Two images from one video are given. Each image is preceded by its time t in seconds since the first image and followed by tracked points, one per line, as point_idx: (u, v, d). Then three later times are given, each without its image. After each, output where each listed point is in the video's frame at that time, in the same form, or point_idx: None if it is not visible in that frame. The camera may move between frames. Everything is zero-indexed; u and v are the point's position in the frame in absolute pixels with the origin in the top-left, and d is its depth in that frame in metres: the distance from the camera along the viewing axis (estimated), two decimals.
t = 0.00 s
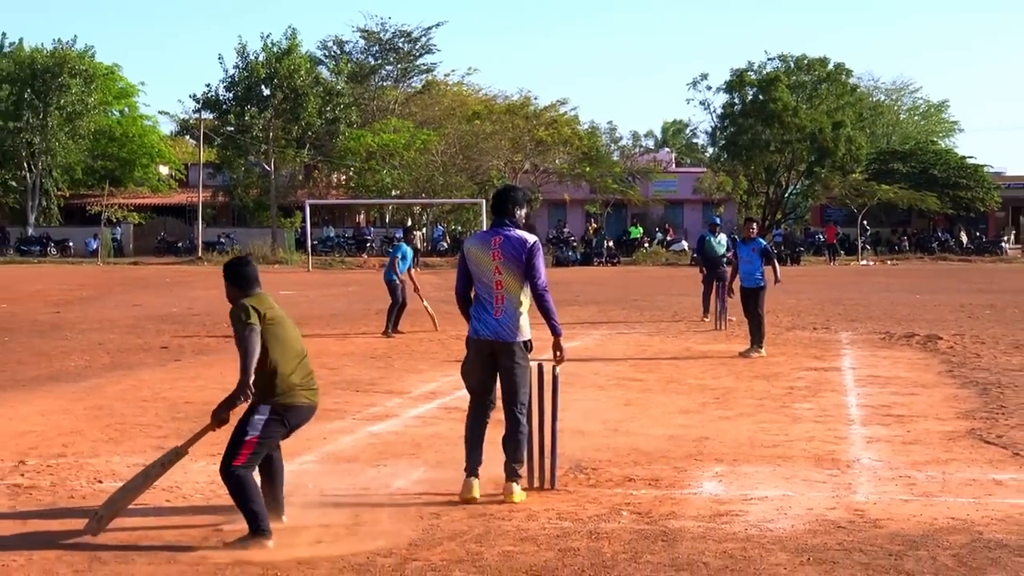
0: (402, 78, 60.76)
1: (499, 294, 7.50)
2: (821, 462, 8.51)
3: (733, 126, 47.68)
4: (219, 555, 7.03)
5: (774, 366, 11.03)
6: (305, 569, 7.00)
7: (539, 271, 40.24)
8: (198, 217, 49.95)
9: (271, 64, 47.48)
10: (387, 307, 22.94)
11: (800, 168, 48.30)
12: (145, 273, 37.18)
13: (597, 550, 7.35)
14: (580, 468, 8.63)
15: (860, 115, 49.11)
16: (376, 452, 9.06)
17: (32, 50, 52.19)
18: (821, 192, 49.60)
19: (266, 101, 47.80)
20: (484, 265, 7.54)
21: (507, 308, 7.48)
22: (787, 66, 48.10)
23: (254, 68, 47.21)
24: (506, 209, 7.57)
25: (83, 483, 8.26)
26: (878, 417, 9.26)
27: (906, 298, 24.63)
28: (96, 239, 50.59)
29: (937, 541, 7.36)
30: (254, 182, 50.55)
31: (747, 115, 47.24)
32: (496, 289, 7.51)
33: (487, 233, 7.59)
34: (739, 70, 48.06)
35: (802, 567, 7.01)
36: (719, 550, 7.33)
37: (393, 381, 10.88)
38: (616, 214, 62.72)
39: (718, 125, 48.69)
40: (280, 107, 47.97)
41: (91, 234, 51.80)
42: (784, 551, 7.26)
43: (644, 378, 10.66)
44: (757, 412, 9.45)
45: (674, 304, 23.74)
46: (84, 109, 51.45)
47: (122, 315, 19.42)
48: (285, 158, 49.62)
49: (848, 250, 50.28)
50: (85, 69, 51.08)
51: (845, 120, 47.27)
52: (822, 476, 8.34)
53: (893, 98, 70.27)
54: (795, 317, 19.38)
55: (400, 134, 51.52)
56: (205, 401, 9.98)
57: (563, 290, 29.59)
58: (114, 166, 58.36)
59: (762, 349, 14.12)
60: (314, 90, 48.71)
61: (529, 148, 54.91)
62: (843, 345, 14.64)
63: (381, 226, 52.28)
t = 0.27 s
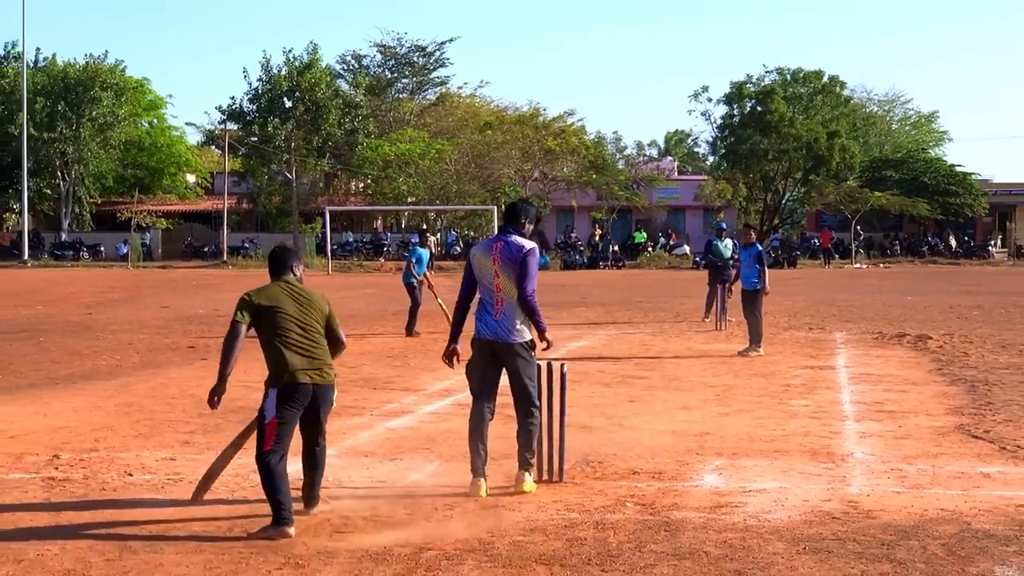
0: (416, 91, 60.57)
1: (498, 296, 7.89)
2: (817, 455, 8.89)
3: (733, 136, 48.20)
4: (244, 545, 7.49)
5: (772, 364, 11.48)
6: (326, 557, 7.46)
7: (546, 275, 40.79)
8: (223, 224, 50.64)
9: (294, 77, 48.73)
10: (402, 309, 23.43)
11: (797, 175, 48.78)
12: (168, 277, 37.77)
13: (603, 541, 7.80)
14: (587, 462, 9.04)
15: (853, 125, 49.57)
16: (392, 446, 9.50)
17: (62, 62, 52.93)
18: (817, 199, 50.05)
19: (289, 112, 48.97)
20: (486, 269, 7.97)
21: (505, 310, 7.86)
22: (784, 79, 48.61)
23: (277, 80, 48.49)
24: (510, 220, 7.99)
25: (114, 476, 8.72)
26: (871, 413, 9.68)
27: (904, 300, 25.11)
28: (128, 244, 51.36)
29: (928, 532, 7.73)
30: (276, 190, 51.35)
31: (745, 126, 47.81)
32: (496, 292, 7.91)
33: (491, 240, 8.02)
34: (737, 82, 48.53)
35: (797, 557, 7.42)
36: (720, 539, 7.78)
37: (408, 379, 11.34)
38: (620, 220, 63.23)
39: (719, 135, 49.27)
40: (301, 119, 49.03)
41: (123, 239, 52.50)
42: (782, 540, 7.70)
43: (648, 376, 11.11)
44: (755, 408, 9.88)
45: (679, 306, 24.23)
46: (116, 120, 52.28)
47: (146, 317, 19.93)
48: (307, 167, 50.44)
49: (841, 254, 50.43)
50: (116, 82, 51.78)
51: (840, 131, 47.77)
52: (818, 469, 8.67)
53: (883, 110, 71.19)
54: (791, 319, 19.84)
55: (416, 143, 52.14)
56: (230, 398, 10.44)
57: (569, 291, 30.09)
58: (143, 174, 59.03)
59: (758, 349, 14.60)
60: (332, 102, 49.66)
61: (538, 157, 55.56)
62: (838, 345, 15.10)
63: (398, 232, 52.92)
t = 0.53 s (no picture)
0: (424, 99, 60.48)
1: (512, 301, 7.94)
2: (823, 461, 8.93)
3: (739, 143, 48.22)
4: (254, 550, 7.57)
5: (778, 370, 11.53)
6: (335, 563, 7.53)
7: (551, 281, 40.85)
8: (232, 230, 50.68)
9: (302, 85, 48.74)
10: (410, 315, 23.49)
11: (802, 182, 48.78)
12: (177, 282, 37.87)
13: (611, 546, 7.86)
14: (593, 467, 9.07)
15: (861, 132, 49.43)
16: (402, 451, 9.55)
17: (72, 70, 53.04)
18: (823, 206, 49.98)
19: (297, 120, 48.92)
20: (502, 275, 8.03)
21: (517, 316, 7.90)
22: (790, 86, 48.51)
23: (286, 88, 48.48)
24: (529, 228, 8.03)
25: (125, 481, 8.78)
26: (877, 419, 9.73)
27: (908, 306, 25.17)
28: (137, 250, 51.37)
29: (934, 537, 7.78)
30: (285, 199, 50.82)
31: (751, 133, 47.83)
32: (509, 298, 7.96)
33: (509, 247, 8.07)
34: (744, 89, 48.50)
35: (805, 562, 7.48)
36: (727, 545, 7.83)
37: (416, 385, 11.40)
38: (627, 226, 63.23)
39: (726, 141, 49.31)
40: (309, 126, 49.03)
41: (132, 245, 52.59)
42: (788, 546, 7.74)
43: (655, 382, 11.17)
44: (761, 414, 9.94)
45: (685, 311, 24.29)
46: (126, 127, 52.35)
47: (155, 322, 20.00)
48: (315, 175, 50.39)
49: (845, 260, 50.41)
50: (127, 90, 51.88)
51: (846, 137, 47.65)
52: (824, 474, 8.71)
53: (887, 117, 71.27)
54: (798, 324, 19.88)
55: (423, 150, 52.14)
56: (239, 404, 10.49)
57: (574, 297, 30.13)
58: (153, 182, 59.06)
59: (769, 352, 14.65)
60: (342, 109, 49.78)
61: (546, 165, 56.32)
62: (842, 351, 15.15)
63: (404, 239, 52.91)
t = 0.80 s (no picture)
0: (429, 104, 61.54)
1: (541, 308, 7.96)
2: (828, 467, 8.91)
3: (742, 149, 48.17)
4: (258, 557, 7.57)
5: (782, 376, 11.53)
6: (338, 569, 7.53)
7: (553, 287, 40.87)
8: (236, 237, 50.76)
9: (306, 92, 49.10)
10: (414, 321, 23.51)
11: (807, 188, 48.77)
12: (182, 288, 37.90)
13: (615, 551, 7.87)
14: (598, 473, 9.04)
15: (865, 137, 49.35)
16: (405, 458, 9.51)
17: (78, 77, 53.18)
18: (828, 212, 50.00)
19: (300, 126, 49.18)
20: (532, 281, 8.04)
21: (546, 323, 7.92)
22: (794, 92, 48.50)
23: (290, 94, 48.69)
24: (558, 231, 8.03)
25: (129, 488, 8.78)
26: (881, 425, 9.72)
27: (912, 312, 25.16)
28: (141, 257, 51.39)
29: (938, 544, 7.77)
30: (289, 204, 51.60)
31: (754, 139, 47.75)
32: (539, 305, 7.98)
33: (539, 251, 8.07)
34: (748, 95, 48.59)
35: (809, 568, 7.47)
36: (731, 551, 7.82)
37: (420, 390, 11.39)
38: (631, 232, 63.36)
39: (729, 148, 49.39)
40: (313, 132, 49.20)
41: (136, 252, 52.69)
42: (792, 552, 7.73)
43: (660, 388, 11.16)
44: (766, 420, 9.93)
45: (689, 317, 24.30)
46: (130, 134, 52.39)
47: (159, 329, 20.01)
48: (320, 181, 50.41)
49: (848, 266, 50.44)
50: (132, 96, 51.94)
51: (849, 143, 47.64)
52: (828, 481, 8.70)
53: (891, 123, 71.31)
54: (803, 330, 19.88)
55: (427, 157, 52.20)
56: (243, 410, 10.49)
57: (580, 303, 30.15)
58: (157, 189, 59.14)
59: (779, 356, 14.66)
60: (346, 116, 49.98)
61: (550, 170, 54.23)
62: (847, 357, 15.14)
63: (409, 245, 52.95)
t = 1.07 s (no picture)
0: (428, 105, 61.32)
1: (559, 309, 8.08)
2: (827, 467, 8.91)
3: (743, 150, 48.18)
4: (256, 559, 7.59)
5: (781, 377, 11.53)
6: (337, 569, 7.53)
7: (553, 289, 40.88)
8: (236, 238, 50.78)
9: (306, 93, 48.92)
10: (415, 322, 23.53)
11: (807, 189, 48.75)
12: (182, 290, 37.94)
13: (613, 552, 7.87)
14: (597, 473, 9.03)
15: (865, 138, 49.27)
16: (404, 459, 9.52)
17: (78, 79, 53.18)
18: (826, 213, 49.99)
19: (300, 127, 49.28)
20: (551, 279, 8.15)
21: (563, 323, 8.05)
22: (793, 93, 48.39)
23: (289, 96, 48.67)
24: (575, 230, 8.09)
25: (127, 489, 8.79)
26: (879, 425, 9.71)
27: (910, 312, 25.20)
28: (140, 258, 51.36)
29: (936, 543, 7.78)
30: (289, 206, 51.39)
31: (755, 140, 47.81)
32: (557, 304, 8.10)
33: (558, 250, 8.17)
34: (748, 95, 48.61)
35: (808, 568, 7.47)
36: (729, 551, 7.83)
37: (419, 390, 11.40)
38: (630, 233, 63.42)
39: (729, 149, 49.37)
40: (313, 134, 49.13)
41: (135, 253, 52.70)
42: (791, 553, 7.73)
43: (659, 388, 11.15)
44: (765, 421, 9.92)
45: (690, 318, 24.30)
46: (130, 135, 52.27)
47: (159, 330, 20.03)
48: (319, 182, 50.40)
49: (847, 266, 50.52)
50: (130, 98, 51.83)
51: (848, 143, 47.63)
52: (827, 481, 8.70)
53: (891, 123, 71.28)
54: (803, 330, 19.88)
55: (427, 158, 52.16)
56: (242, 411, 10.50)
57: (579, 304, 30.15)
58: (156, 190, 59.10)
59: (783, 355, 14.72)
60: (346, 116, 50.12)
61: (550, 171, 53.90)
62: (845, 357, 15.15)
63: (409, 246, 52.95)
